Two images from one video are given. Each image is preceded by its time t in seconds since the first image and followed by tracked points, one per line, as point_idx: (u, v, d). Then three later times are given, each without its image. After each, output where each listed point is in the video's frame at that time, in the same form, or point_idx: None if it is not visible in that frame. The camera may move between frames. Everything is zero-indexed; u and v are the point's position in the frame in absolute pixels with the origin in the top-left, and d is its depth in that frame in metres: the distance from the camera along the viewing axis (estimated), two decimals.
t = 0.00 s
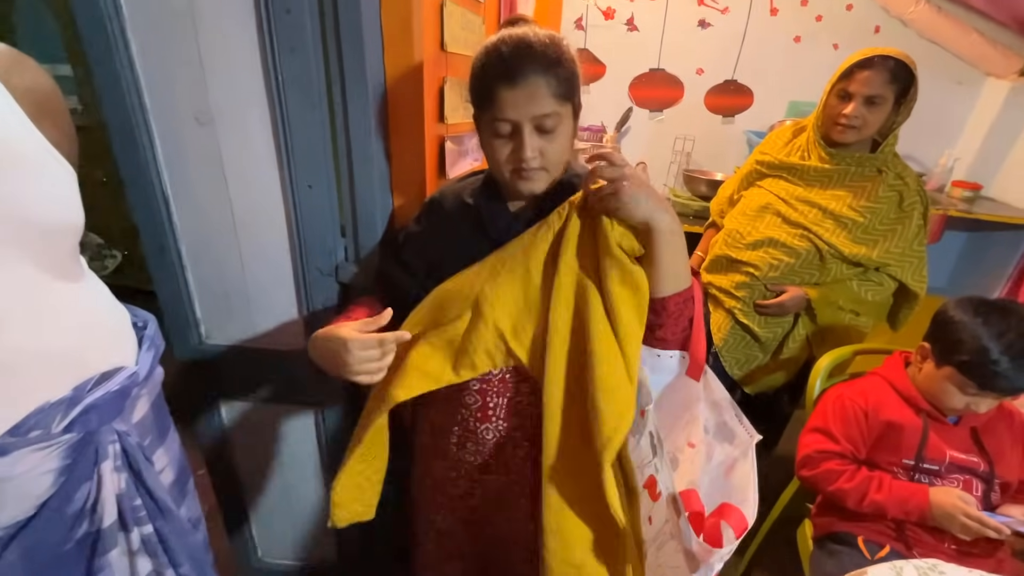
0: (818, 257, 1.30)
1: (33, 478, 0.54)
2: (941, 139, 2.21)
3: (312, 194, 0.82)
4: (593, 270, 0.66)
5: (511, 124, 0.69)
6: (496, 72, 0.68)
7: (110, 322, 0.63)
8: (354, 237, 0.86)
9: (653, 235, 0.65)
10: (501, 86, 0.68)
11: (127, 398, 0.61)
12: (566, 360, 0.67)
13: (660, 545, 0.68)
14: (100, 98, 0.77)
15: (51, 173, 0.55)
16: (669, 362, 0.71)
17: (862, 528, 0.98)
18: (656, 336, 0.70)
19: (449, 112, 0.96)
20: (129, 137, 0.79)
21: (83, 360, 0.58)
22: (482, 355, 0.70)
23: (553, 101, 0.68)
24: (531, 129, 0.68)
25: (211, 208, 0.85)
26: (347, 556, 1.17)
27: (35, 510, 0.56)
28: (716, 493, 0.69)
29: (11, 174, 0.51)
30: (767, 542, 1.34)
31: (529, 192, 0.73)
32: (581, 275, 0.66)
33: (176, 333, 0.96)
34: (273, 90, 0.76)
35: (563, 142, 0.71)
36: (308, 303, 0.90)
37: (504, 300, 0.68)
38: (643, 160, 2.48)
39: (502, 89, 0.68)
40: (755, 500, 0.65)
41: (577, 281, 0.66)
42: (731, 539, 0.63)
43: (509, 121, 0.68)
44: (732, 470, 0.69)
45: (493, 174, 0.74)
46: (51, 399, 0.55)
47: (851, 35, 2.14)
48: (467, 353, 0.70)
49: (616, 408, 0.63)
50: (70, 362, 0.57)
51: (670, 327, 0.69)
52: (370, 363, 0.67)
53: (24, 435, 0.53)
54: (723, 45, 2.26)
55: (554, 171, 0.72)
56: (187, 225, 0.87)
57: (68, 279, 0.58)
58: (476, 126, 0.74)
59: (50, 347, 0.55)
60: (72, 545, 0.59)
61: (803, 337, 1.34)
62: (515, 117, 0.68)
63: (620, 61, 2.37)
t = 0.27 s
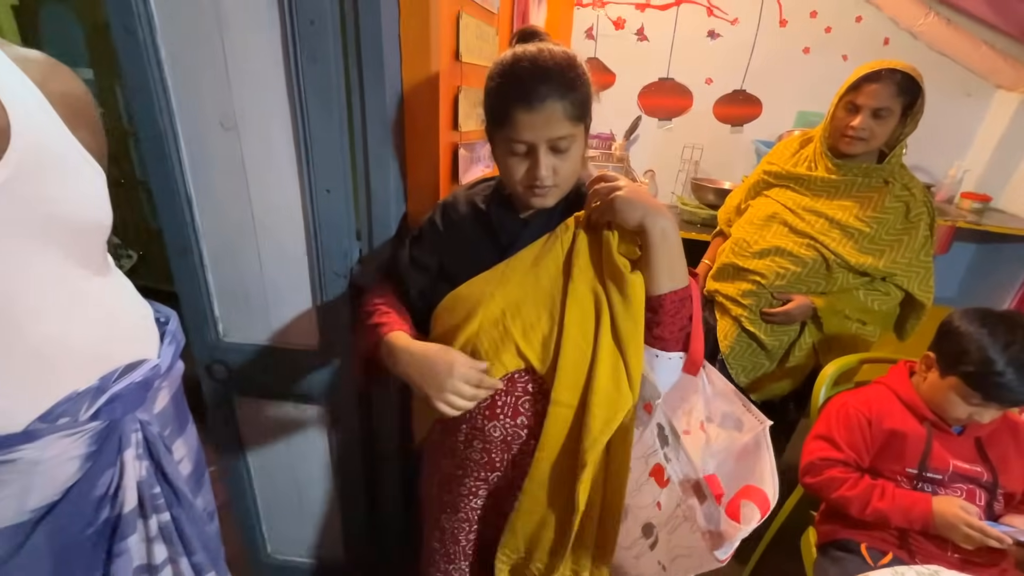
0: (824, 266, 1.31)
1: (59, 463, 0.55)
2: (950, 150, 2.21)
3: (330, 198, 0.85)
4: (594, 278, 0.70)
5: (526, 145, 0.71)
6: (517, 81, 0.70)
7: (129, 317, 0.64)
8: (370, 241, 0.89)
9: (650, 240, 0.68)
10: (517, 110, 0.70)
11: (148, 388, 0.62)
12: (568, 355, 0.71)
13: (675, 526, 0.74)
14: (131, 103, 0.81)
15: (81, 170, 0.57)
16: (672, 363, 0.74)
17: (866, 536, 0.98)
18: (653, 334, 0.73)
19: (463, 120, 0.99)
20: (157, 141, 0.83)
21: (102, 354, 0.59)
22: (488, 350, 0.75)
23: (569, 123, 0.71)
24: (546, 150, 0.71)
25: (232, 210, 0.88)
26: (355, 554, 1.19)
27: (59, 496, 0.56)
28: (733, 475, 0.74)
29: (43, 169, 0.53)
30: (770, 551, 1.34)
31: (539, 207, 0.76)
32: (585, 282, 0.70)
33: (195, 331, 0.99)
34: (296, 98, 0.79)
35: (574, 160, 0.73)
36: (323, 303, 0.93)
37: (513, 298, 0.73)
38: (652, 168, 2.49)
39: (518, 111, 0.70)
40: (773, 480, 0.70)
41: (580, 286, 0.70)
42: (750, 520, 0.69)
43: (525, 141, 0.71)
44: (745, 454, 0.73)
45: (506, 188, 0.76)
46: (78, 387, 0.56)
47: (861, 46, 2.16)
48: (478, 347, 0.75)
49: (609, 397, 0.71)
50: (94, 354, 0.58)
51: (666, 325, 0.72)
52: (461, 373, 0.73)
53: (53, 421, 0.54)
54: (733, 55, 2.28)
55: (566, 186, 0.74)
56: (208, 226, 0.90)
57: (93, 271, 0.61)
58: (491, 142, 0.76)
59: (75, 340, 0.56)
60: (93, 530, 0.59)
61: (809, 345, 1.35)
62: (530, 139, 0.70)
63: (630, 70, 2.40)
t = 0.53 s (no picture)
0: (822, 272, 1.34)
1: (93, 448, 0.59)
2: (949, 159, 2.24)
3: (343, 204, 0.89)
4: (596, 282, 0.74)
5: (538, 142, 0.74)
6: (525, 91, 0.74)
7: (154, 314, 0.68)
8: (381, 245, 0.92)
9: (649, 247, 0.72)
10: (530, 109, 0.73)
11: (173, 380, 0.67)
12: (572, 355, 0.74)
13: (680, 512, 0.78)
14: (157, 113, 0.86)
15: (115, 177, 0.62)
16: (672, 365, 0.78)
17: (859, 534, 1.01)
18: (651, 336, 0.77)
19: (471, 128, 1.03)
20: (180, 149, 0.87)
21: (132, 348, 0.64)
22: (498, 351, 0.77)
23: (578, 123, 0.75)
24: (557, 148, 0.74)
25: (249, 215, 0.93)
26: (363, 549, 1.22)
27: (93, 480, 0.60)
28: (734, 462, 0.77)
29: (82, 175, 0.58)
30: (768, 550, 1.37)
31: (549, 206, 0.78)
32: (588, 285, 0.74)
33: (212, 330, 1.03)
34: (312, 108, 0.83)
35: (582, 160, 0.77)
36: (335, 304, 0.97)
37: (518, 301, 0.76)
38: (654, 174, 2.53)
39: (531, 109, 0.73)
40: (772, 460, 0.73)
41: (584, 288, 0.74)
42: (755, 502, 0.72)
43: (536, 139, 0.74)
44: (742, 442, 0.76)
45: (515, 188, 0.79)
46: (111, 378, 0.61)
47: (861, 56, 2.19)
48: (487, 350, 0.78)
49: (610, 396, 0.74)
50: (124, 349, 0.63)
51: (663, 327, 0.76)
52: (547, 370, 0.73)
53: (88, 409, 0.58)
54: (734, 64, 2.32)
55: (574, 186, 0.78)
56: (226, 229, 0.95)
57: (123, 271, 0.65)
58: (502, 143, 0.79)
59: (108, 336, 0.61)
60: (124, 513, 0.64)
61: (807, 349, 1.38)
62: (544, 136, 0.74)
63: (633, 78, 2.44)
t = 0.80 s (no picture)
0: (814, 273, 1.38)
1: (118, 438, 0.62)
2: (941, 163, 2.28)
3: (351, 207, 0.92)
4: (598, 284, 0.78)
5: (545, 143, 0.78)
6: (534, 99, 0.77)
7: (173, 313, 0.72)
8: (387, 247, 0.96)
9: (648, 251, 0.75)
10: (540, 114, 0.77)
11: (191, 375, 0.71)
12: (578, 354, 0.78)
13: (674, 507, 0.81)
14: (171, 120, 0.89)
15: (136, 181, 0.66)
16: (668, 363, 0.81)
17: (849, 527, 1.04)
18: (648, 336, 0.80)
19: (473, 134, 1.06)
20: (194, 154, 0.91)
21: (152, 344, 0.67)
22: (506, 352, 0.80)
23: (584, 127, 0.78)
24: (564, 151, 0.78)
25: (259, 218, 0.96)
26: (367, 545, 1.25)
27: (116, 469, 0.63)
28: (725, 459, 0.81)
29: (107, 180, 0.61)
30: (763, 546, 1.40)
31: (555, 206, 0.81)
32: (590, 287, 0.77)
33: (222, 329, 1.06)
34: (322, 116, 0.87)
35: (585, 163, 0.80)
36: (342, 304, 1.00)
37: (524, 303, 0.79)
38: (652, 178, 2.57)
39: (542, 113, 0.76)
40: (761, 457, 0.76)
41: (588, 291, 0.77)
42: (744, 497, 0.76)
43: (545, 140, 0.77)
44: (735, 441, 0.80)
45: (522, 188, 0.82)
46: (134, 371, 0.64)
47: (854, 62, 2.23)
48: (495, 350, 0.81)
49: (613, 393, 0.78)
50: (144, 343, 0.66)
51: (660, 328, 0.79)
52: (556, 408, 0.78)
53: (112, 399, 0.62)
54: (730, 70, 2.36)
55: (578, 188, 0.81)
56: (237, 232, 0.98)
57: (143, 269, 0.68)
58: (509, 146, 0.82)
59: (128, 332, 0.64)
60: (144, 501, 0.68)
61: (800, 349, 1.42)
62: (552, 138, 0.77)
63: (631, 84, 2.48)
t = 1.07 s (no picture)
0: (803, 269, 1.41)
1: (128, 430, 0.63)
2: (927, 161, 2.32)
3: (351, 206, 0.94)
4: (601, 280, 0.80)
5: (550, 142, 0.80)
6: (540, 99, 0.79)
7: (181, 309, 0.74)
8: (388, 245, 0.98)
9: (647, 248, 0.78)
10: (546, 113, 0.79)
11: (199, 369, 0.72)
12: (582, 347, 0.80)
13: (673, 494, 0.85)
14: (175, 121, 0.91)
15: (147, 180, 0.68)
16: (665, 355, 0.84)
17: (839, 514, 1.08)
18: (647, 330, 0.83)
19: (470, 134, 1.08)
20: (197, 154, 0.93)
21: (161, 340, 0.69)
22: (512, 346, 0.81)
23: (587, 128, 0.81)
24: (569, 150, 0.80)
25: (261, 217, 0.98)
26: (368, 539, 1.27)
27: (125, 461, 0.65)
28: (722, 445, 0.82)
29: (119, 180, 0.64)
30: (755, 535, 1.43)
31: (557, 204, 0.84)
32: (593, 282, 0.80)
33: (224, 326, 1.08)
34: (323, 116, 0.89)
35: (587, 163, 0.83)
36: (343, 301, 1.02)
37: (528, 299, 0.81)
38: (645, 177, 2.60)
39: (548, 112, 0.79)
40: (756, 442, 0.78)
41: (591, 286, 0.80)
42: (742, 481, 0.77)
43: (550, 139, 0.80)
44: (731, 428, 0.81)
45: (524, 186, 0.84)
46: (144, 365, 0.66)
47: (842, 62, 2.28)
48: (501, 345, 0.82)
49: (616, 385, 0.81)
50: (153, 339, 0.67)
51: (659, 322, 0.82)
52: (558, 393, 0.80)
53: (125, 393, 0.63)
54: (721, 70, 2.40)
55: (579, 186, 0.83)
56: (239, 231, 1.00)
57: (152, 269, 0.70)
58: (513, 144, 0.84)
59: (138, 328, 0.65)
60: (154, 493, 0.70)
61: (790, 343, 1.45)
62: (556, 137, 0.79)
63: (624, 84, 2.51)
